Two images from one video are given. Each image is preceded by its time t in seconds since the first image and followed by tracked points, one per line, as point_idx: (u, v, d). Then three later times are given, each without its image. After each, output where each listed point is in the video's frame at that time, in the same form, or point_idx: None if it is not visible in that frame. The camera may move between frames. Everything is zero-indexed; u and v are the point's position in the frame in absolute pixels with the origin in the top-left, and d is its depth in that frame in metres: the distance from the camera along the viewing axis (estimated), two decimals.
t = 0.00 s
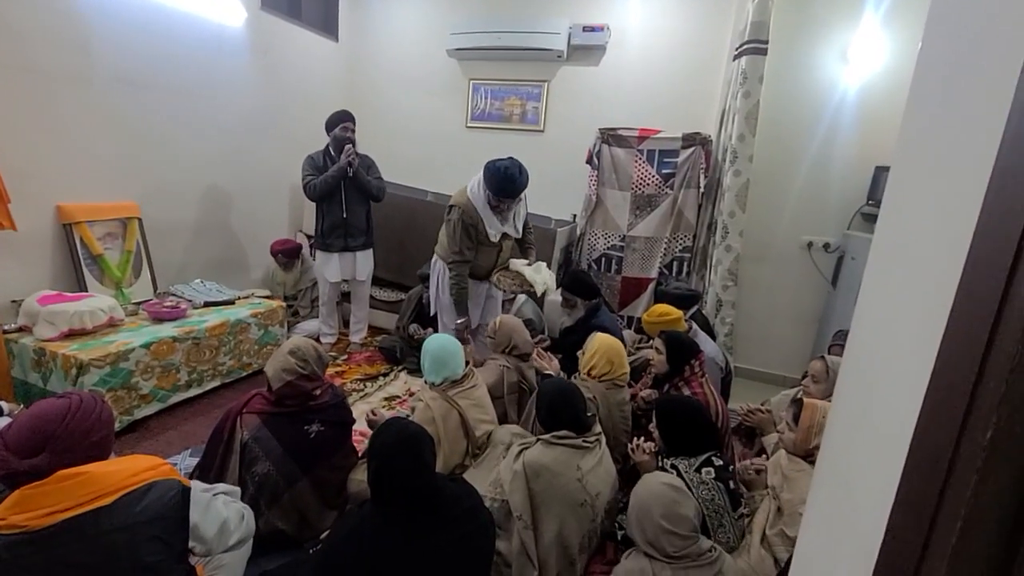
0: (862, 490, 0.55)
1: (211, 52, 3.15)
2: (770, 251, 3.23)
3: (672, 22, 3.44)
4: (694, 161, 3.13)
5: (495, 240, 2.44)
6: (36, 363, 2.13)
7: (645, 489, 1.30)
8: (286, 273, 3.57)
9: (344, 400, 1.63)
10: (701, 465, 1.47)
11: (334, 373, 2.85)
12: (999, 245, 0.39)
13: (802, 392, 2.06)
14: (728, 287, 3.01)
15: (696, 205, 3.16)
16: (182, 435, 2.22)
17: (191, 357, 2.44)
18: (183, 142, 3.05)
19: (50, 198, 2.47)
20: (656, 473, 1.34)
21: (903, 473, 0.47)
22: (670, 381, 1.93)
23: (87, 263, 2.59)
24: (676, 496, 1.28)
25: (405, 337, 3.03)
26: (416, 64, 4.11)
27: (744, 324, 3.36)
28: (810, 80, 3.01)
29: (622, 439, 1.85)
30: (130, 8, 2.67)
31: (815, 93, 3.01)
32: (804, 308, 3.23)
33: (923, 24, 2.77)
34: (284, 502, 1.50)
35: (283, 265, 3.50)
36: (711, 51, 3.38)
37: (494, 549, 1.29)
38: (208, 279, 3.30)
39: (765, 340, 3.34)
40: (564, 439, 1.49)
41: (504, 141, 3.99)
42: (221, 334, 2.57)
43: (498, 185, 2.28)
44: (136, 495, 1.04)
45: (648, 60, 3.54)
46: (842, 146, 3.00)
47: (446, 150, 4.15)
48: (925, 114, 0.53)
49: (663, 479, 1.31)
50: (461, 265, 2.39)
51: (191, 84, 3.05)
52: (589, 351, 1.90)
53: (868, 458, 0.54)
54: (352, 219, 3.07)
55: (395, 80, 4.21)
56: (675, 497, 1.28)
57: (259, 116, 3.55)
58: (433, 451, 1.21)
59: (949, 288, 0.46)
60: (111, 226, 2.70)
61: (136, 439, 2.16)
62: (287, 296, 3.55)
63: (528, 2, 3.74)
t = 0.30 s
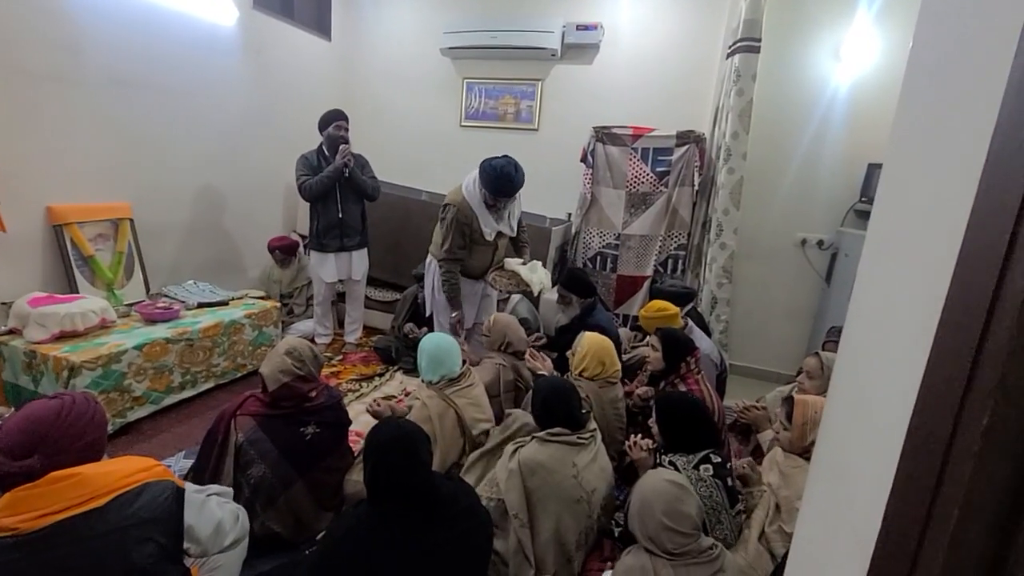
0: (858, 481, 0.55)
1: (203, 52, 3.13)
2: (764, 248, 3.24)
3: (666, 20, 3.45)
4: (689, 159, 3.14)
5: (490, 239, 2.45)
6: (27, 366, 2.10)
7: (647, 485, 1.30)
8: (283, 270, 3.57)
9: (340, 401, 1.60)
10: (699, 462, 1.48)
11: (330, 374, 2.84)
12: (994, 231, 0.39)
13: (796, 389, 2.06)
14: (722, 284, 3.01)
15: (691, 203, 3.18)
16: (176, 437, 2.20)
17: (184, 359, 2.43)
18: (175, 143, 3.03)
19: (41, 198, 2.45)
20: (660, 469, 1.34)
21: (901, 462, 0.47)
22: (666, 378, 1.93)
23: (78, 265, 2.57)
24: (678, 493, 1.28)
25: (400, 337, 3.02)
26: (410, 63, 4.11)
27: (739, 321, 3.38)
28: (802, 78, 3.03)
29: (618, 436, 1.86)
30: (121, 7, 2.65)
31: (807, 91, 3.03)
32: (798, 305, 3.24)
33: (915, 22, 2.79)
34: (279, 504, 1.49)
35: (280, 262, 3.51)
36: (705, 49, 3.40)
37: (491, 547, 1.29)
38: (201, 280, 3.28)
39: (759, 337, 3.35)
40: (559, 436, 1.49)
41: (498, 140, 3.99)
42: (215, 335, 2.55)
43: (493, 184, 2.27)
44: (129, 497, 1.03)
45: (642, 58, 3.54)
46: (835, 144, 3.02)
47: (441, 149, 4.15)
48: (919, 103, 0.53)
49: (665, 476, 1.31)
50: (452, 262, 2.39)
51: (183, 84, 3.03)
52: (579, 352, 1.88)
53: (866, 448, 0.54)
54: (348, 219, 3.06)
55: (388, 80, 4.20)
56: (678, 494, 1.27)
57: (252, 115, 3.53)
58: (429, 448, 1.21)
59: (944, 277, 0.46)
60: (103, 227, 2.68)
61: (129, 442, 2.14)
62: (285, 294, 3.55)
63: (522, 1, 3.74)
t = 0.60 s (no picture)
0: (862, 477, 0.55)
1: (200, 55, 3.13)
2: (764, 245, 3.24)
3: (663, 18, 3.45)
4: (687, 157, 3.14)
5: (485, 230, 2.43)
6: (26, 372, 2.10)
7: (654, 484, 1.30)
8: (285, 268, 3.57)
9: (341, 403, 1.61)
10: (704, 460, 1.48)
11: (331, 376, 2.84)
12: (995, 226, 0.39)
13: (795, 386, 2.04)
14: (722, 282, 3.01)
15: (689, 200, 3.18)
16: (177, 441, 2.20)
17: (184, 362, 2.42)
18: (172, 146, 3.02)
19: (38, 202, 2.45)
20: (667, 468, 1.33)
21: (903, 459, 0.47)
22: (666, 376, 1.94)
23: (76, 269, 2.57)
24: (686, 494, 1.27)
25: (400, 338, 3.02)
26: (408, 64, 4.10)
27: (739, 318, 3.38)
28: (800, 76, 3.03)
29: (619, 434, 1.86)
30: (117, 10, 2.65)
31: (805, 88, 3.03)
32: (798, 302, 3.24)
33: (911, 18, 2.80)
34: (281, 507, 1.49)
35: (285, 257, 3.52)
36: (702, 46, 3.40)
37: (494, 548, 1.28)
38: (200, 283, 3.28)
39: (759, 335, 3.35)
40: (558, 436, 1.48)
41: (496, 139, 3.98)
42: (215, 338, 2.55)
43: (489, 170, 2.29)
44: (129, 501, 1.03)
45: (640, 57, 3.54)
46: (834, 140, 3.02)
47: (439, 150, 4.14)
48: (919, 97, 0.53)
49: (672, 475, 1.30)
50: (439, 245, 2.42)
51: (180, 87, 3.03)
52: (577, 351, 1.88)
53: (869, 444, 0.54)
54: (345, 220, 3.05)
55: (386, 81, 4.19)
56: (685, 495, 1.26)
57: (250, 118, 3.53)
58: (431, 449, 1.20)
59: (945, 271, 0.46)
60: (101, 231, 2.67)
61: (129, 446, 2.14)
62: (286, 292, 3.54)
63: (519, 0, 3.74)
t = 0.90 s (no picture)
0: (866, 474, 0.55)
1: (198, 59, 3.13)
2: (764, 243, 3.24)
3: (660, 17, 3.45)
4: (687, 155, 3.14)
5: (484, 224, 2.41)
6: (28, 377, 2.10)
7: (660, 484, 1.30)
8: (286, 270, 3.57)
9: (343, 405, 1.61)
10: (708, 460, 1.48)
11: (332, 378, 2.84)
12: (998, 223, 0.39)
13: (797, 384, 2.05)
14: (723, 280, 3.01)
15: (689, 198, 3.18)
16: (180, 445, 2.20)
17: (186, 366, 2.42)
18: (171, 150, 3.03)
19: (38, 208, 2.45)
20: (674, 468, 1.34)
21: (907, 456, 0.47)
22: (669, 375, 1.94)
23: (76, 274, 2.57)
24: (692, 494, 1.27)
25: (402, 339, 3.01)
26: (405, 65, 4.10)
27: (740, 316, 3.38)
28: (800, 74, 3.03)
29: (621, 433, 1.86)
30: (115, 16, 2.65)
31: (803, 85, 3.03)
32: (798, 299, 3.24)
33: (908, 16, 2.80)
34: (285, 509, 1.48)
35: (286, 260, 3.52)
36: (700, 45, 3.40)
37: (498, 549, 1.28)
38: (201, 287, 3.28)
39: (759, 332, 3.35)
40: (556, 435, 1.48)
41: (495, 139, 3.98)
42: (216, 342, 2.55)
43: (485, 161, 2.29)
44: (133, 505, 1.03)
45: (638, 55, 3.54)
46: (832, 138, 3.02)
47: (438, 151, 4.14)
48: (918, 94, 0.53)
49: (678, 476, 1.30)
50: (452, 242, 2.37)
51: (178, 92, 3.03)
52: (583, 348, 1.90)
53: (874, 440, 0.54)
54: (343, 222, 3.04)
55: (384, 82, 4.19)
56: (691, 495, 1.26)
57: (248, 121, 3.53)
58: (434, 451, 1.20)
59: (948, 265, 0.46)
60: (101, 236, 2.67)
61: (132, 450, 2.14)
62: (286, 295, 3.54)
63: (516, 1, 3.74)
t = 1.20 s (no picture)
0: (869, 473, 0.55)
1: (197, 62, 3.13)
2: (764, 241, 3.24)
3: (658, 16, 3.45)
4: (686, 155, 3.14)
5: (487, 225, 2.42)
6: (30, 382, 2.10)
7: (662, 483, 1.30)
8: (286, 272, 3.57)
9: (344, 406, 1.61)
10: (709, 459, 1.48)
11: (333, 380, 2.84)
12: (999, 221, 0.39)
13: (797, 382, 2.05)
14: (723, 279, 3.01)
15: (689, 198, 3.18)
16: (181, 448, 2.20)
17: (187, 369, 2.42)
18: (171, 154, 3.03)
19: (38, 212, 2.45)
20: (675, 468, 1.34)
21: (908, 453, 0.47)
22: (670, 375, 1.94)
23: (77, 278, 2.57)
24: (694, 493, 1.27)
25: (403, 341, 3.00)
26: (404, 67, 4.10)
27: (740, 315, 3.37)
28: (799, 73, 3.03)
29: (623, 433, 1.87)
30: (114, 21, 2.66)
31: (802, 84, 3.03)
32: (798, 297, 3.24)
33: (907, 17, 2.82)
34: (287, 512, 1.48)
35: (286, 262, 3.52)
36: (698, 44, 3.40)
37: (501, 549, 1.28)
38: (202, 290, 3.28)
39: (760, 331, 3.35)
40: (551, 434, 1.48)
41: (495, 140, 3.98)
42: (217, 345, 2.55)
43: (491, 161, 2.29)
44: (135, 509, 1.03)
45: (637, 55, 3.54)
46: (831, 137, 3.02)
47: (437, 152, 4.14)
48: (917, 94, 0.53)
49: (680, 475, 1.30)
50: (453, 240, 2.38)
51: (178, 95, 3.03)
52: (588, 347, 1.90)
53: (876, 438, 0.54)
54: (340, 225, 3.04)
55: (383, 84, 4.19)
56: (693, 494, 1.26)
57: (247, 124, 3.53)
58: (435, 452, 1.20)
59: (948, 264, 0.46)
60: (101, 240, 2.68)
61: (134, 454, 2.14)
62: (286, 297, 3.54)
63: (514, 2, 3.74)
